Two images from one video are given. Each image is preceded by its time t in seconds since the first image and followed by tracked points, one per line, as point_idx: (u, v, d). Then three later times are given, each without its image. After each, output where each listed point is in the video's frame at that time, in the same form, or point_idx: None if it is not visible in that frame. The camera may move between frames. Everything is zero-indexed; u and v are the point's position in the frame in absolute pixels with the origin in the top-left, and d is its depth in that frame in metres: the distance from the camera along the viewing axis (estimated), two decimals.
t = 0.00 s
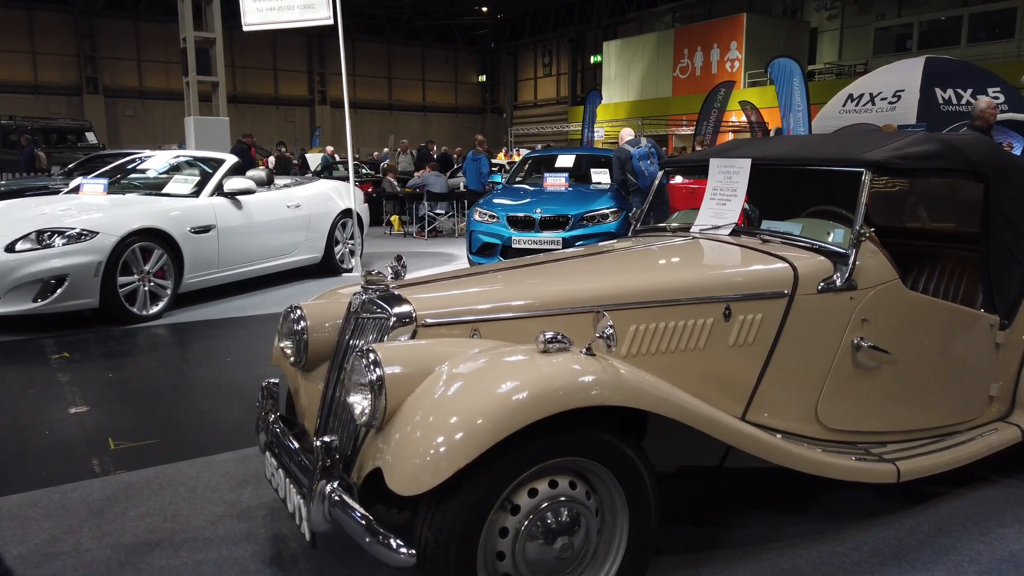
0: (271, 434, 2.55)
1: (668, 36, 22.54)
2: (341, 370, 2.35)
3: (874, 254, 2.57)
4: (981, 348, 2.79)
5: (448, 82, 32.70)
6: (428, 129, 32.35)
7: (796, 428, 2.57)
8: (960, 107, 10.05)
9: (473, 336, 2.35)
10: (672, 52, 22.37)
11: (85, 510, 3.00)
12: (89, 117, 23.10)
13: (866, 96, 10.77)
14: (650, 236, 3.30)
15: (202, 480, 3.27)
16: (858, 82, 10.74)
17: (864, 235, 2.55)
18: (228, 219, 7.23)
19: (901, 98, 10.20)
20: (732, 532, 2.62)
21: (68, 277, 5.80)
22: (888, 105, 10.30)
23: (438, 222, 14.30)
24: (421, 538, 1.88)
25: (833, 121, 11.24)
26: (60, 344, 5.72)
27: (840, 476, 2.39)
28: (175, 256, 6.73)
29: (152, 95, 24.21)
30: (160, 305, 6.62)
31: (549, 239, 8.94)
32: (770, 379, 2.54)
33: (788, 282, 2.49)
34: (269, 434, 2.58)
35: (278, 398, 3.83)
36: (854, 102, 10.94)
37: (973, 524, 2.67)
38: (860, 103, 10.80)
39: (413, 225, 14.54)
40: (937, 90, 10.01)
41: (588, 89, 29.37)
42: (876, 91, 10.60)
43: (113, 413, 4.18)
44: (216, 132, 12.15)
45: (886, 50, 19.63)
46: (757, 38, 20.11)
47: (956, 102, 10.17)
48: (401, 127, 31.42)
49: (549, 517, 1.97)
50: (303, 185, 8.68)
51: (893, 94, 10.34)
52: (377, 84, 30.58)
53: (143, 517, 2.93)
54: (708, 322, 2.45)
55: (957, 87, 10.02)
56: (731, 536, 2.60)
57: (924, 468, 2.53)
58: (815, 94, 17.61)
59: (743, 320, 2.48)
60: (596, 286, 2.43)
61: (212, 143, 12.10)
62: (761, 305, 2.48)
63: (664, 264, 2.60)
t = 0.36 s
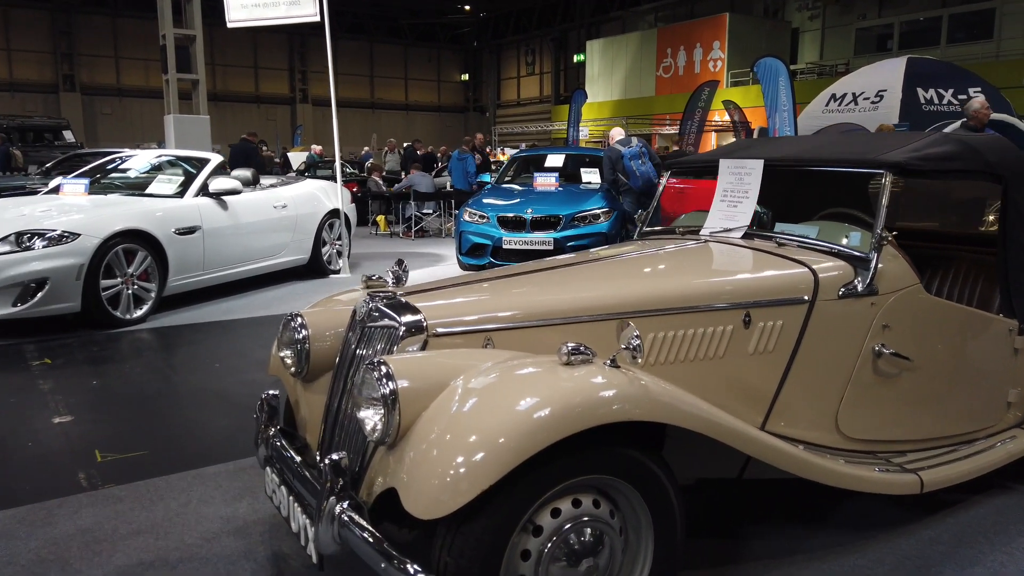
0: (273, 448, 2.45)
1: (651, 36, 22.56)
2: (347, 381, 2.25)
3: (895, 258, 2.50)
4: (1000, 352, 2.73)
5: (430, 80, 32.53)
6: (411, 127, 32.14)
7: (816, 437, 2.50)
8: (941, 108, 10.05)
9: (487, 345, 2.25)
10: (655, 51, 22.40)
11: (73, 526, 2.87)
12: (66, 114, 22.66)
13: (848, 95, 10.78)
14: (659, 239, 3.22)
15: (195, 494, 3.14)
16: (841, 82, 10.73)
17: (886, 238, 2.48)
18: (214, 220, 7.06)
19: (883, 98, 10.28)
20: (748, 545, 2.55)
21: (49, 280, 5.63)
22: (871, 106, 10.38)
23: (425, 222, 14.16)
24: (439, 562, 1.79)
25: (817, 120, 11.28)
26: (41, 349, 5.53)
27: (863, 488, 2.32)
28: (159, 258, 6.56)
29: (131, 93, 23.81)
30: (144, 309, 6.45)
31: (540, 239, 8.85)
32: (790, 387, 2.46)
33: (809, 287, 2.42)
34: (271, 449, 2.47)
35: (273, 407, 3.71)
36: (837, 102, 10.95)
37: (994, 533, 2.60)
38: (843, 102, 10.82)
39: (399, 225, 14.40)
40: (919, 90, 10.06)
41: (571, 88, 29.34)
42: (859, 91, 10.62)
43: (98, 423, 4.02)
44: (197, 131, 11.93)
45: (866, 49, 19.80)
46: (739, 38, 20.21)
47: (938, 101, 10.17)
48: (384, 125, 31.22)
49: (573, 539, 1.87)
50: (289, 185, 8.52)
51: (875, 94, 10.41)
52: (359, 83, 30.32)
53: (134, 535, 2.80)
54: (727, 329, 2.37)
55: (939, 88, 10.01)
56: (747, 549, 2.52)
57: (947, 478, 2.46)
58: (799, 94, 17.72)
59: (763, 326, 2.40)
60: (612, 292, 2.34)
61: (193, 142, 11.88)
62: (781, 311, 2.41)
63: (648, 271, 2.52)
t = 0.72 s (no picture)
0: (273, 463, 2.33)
1: (608, 37, 22.73)
2: (359, 391, 2.16)
3: (904, 259, 2.51)
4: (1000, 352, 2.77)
5: (386, 80, 32.18)
6: (366, 127, 31.72)
7: (830, 440, 2.49)
8: (890, 110, 10.13)
9: (505, 353, 2.17)
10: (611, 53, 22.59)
11: (50, 549, 2.68)
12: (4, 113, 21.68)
13: (802, 98, 11.03)
14: (658, 240, 3.19)
15: (179, 510, 2.98)
16: (795, 84, 10.97)
17: (896, 240, 2.48)
18: (177, 221, 6.80)
19: (835, 100, 10.58)
20: (761, 550, 2.52)
21: (3, 286, 5.33)
22: (823, 108, 10.65)
23: (388, 223, 13.96)
24: None
25: (773, 122, 11.50)
26: None
27: (881, 491, 2.30)
28: (121, 261, 6.29)
29: (74, 91, 22.92)
30: (105, 314, 6.17)
31: (511, 240, 8.77)
32: (804, 389, 2.44)
33: (822, 289, 2.40)
34: (270, 462, 2.35)
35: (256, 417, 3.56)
36: (791, 104, 11.18)
37: (997, 531, 2.63)
38: (797, 105, 11.08)
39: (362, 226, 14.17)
40: (869, 93, 10.30)
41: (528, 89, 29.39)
42: (811, 94, 10.88)
43: (64, 436, 3.80)
44: (148, 130, 11.52)
45: (816, 53, 20.28)
46: (694, 41, 20.58)
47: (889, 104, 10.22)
48: (339, 125, 30.76)
49: (605, 553, 1.81)
50: (253, 185, 8.27)
51: (828, 97, 10.70)
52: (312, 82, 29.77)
53: (118, 557, 2.63)
54: (743, 332, 2.34)
55: (887, 91, 10.11)
56: (762, 555, 2.49)
57: (958, 478, 2.46)
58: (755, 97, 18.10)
59: (778, 329, 2.37)
60: (629, 296, 2.29)
61: (145, 141, 11.47)
62: (796, 313, 2.38)
63: (607, 282, 2.42)
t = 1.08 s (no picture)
0: (259, 477, 2.20)
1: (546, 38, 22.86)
2: (357, 397, 2.06)
3: (890, 254, 2.55)
4: (974, 344, 2.85)
5: (320, 78, 31.50)
6: (300, 126, 30.94)
7: (822, 435, 2.50)
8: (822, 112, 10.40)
9: (508, 354, 2.10)
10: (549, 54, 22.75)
11: None
12: None
13: (737, 100, 11.26)
14: (639, 236, 3.18)
15: (143, 529, 2.79)
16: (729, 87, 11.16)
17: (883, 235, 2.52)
18: (116, 222, 6.44)
19: (768, 102, 10.82)
20: (756, 548, 2.52)
21: None
22: (757, 110, 10.91)
23: (332, 223, 13.63)
24: None
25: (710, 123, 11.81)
26: None
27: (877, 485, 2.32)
28: (55, 264, 5.92)
29: None
30: (40, 322, 5.81)
31: (464, 240, 8.68)
32: (798, 385, 2.45)
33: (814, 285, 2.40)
34: (254, 475, 2.21)
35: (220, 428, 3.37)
36: (727, 106, 11.44)
37: (976, 521, 2.70)
38: (732, 107, 11.32)
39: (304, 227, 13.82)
40: (800, 95, 10.52)
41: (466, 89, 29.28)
42: (746, 96, 11.14)
43: (4, 454, 3.52)
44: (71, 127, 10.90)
45: (748, 57, 20.82)
46: (629, 43, 20.99)
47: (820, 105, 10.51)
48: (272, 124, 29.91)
49: (625, 562, 1.75)
50: (194, 184, 7.91)
51: (761, 99, 10.92)
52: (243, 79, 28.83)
53: None
54: (741, 329, 2.33)
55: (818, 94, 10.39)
56: (757, 553, 2.49)
57: (945, 469, 2.51)
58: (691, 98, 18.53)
59: (774, 325, 2.37)
60: (630, 294, 2.24)
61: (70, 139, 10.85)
62: (790, 310, 2.39)
63: (552, 288, 2.32)
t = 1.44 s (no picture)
0: (268, 489, 2.06)
1: (504, 36, 22.83)
2: (376, 401, 1.94)
3: (909, 246, 2.52)
4: (983, 336, 2.84)
5: (275, 75, 30.88)
6: (255, 125, 30.24)
7: (844, 430, 2.46)
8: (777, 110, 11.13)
9: (535, 352, 2.01)
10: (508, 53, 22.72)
11: None
12: None
13: (699, 99, 12.18)
14: (644, 230, 3.11)
15: (130, 545, 2.61)
16: (692, 85, 12.07)
17: (903, 227, 2.49)
18: (75, 221, 6.13)
19: (728, 101, 11.70)
20: (778, 549, 2.46)
21: None
22: (718, 108, 11.79)
23: (296, 222, 13.31)
24: None
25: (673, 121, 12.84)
26: None
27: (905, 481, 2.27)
28: (11, 265, 5.61)
29: None
30: None
31: (437, 238, 8.53)
32: (821, 379, 2.40)
33: (837, 278, 2.35)
34: (261, 487, 2.07)
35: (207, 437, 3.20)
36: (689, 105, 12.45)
37: (990, 514, 2.69)
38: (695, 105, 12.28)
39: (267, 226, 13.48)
40: (758, 94, 11.32)
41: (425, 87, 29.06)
42: (707, 95, 12.09)
43: None
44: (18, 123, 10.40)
45: (705, 56, 21.11)
46: (588, 41, 21.11)
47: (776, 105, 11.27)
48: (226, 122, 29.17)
49: (674, 570, 1.66)
50: (156, 181, 7.58)
51: (721, 98, 11.86)
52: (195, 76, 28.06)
53: None
54: (767, 323, 2.26)
55: (774, 93, 11.16)
56: (781, 553, 2.43)
57: (964, 461, 2.48)
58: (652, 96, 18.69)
59: (798, 318, 2.32)
60: (656, 287, 2.16)
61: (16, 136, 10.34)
62: (814, 303, 2.33)
63: (516, 290, 2.17)
